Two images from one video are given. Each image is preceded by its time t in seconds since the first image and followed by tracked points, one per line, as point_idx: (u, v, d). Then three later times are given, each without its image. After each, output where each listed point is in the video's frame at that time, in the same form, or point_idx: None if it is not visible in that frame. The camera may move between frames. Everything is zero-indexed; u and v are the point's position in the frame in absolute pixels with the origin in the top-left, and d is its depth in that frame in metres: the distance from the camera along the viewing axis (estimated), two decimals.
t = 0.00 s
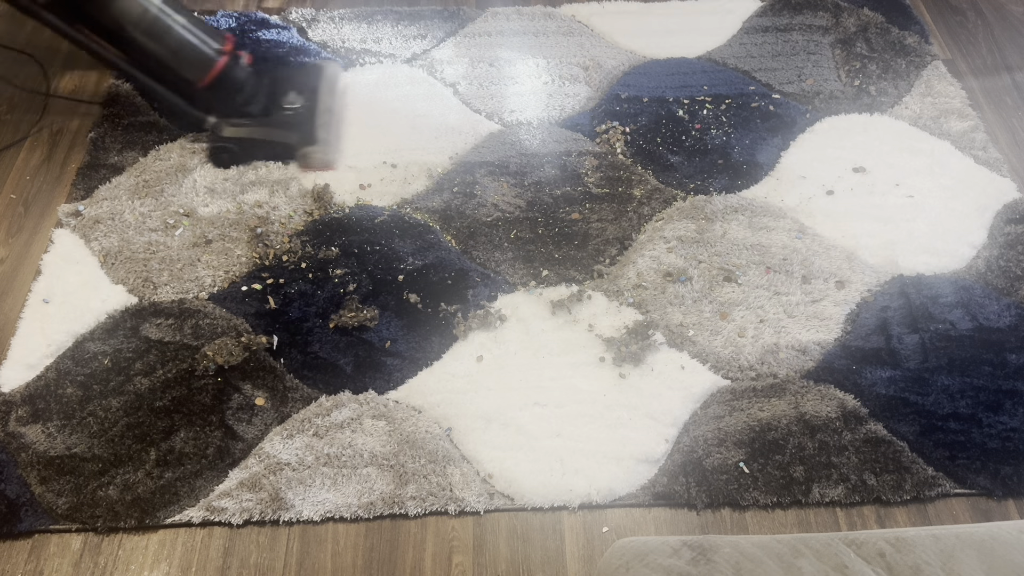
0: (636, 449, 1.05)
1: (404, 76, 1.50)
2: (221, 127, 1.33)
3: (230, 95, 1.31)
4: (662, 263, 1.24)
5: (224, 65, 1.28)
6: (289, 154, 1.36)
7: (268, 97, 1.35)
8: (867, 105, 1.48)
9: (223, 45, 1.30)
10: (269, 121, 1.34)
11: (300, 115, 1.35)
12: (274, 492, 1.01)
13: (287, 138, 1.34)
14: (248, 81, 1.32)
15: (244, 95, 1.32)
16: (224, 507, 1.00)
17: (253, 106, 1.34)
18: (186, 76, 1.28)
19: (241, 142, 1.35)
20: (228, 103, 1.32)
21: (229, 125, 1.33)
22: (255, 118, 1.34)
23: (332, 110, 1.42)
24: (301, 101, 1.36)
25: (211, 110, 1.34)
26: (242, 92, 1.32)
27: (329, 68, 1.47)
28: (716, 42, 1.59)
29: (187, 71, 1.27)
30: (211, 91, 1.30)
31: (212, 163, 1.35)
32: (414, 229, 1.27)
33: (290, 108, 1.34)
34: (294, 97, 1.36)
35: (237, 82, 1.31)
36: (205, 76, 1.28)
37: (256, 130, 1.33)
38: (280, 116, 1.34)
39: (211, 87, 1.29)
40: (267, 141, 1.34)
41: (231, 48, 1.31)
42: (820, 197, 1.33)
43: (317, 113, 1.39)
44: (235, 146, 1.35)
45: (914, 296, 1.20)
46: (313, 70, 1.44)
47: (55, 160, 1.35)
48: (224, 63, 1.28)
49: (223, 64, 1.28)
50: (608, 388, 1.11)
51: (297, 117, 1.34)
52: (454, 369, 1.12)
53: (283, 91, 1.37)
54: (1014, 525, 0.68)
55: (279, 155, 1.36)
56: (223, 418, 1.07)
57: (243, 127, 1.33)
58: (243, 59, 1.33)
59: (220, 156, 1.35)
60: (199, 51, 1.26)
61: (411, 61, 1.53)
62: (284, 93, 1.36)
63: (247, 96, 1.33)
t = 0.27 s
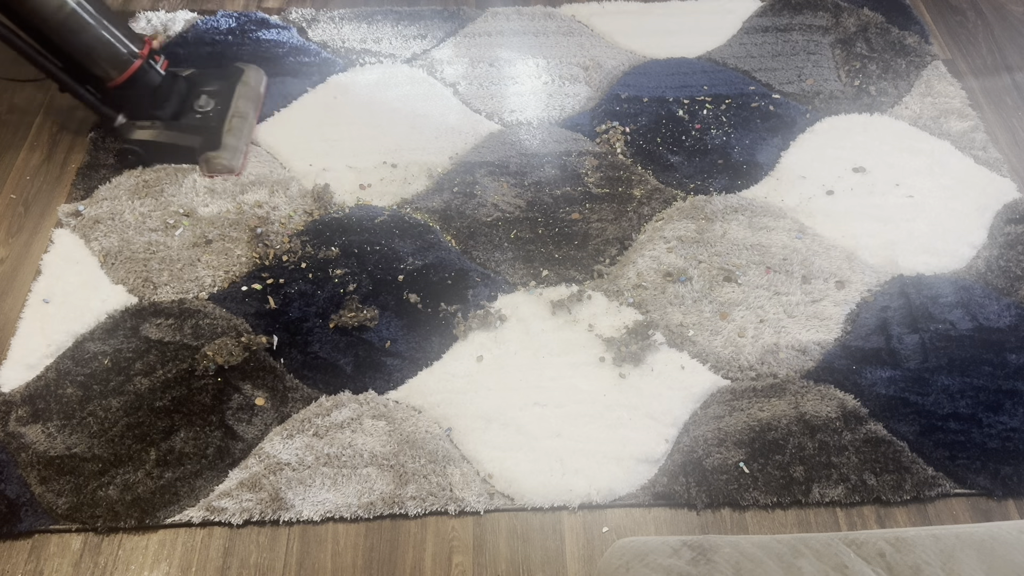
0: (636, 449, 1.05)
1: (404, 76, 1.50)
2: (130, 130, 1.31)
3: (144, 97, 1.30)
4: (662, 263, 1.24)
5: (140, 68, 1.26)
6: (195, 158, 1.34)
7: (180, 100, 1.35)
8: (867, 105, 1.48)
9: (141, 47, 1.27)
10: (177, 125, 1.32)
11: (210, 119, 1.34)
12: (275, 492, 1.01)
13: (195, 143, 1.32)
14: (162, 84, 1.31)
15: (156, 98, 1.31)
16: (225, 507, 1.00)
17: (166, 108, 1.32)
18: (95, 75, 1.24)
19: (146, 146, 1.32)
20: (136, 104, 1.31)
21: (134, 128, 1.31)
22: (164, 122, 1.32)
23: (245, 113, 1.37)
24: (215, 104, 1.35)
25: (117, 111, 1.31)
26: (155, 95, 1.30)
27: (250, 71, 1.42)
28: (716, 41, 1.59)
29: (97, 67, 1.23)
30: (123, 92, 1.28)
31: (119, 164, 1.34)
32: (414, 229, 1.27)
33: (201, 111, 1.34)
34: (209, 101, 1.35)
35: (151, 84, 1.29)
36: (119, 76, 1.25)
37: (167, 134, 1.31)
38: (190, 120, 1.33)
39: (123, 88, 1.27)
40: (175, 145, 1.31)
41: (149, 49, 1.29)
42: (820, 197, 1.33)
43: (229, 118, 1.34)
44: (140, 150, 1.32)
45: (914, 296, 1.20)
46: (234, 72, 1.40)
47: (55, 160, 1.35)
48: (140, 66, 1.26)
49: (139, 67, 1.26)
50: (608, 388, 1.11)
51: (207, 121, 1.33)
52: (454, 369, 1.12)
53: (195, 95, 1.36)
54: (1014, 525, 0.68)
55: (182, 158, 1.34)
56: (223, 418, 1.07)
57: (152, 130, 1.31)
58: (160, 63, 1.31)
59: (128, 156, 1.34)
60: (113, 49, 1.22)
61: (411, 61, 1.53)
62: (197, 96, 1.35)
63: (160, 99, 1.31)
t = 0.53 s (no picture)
0: (636, 449, 1.05)
1: (404, 76, 1.50)
2: (141, 131, 1.31)
3: (155, 99, 1.30)
4: (662, 263, 1.24)
5: (151, 70, 1.26)
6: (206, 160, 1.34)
7: (193, 103, 1.34)
8: (867, 105, 1.48)
9: (153, 49, 1.27)
10: (187, 127, 1.32)
11: (222, 122, 1.34)
12: (275, 492, 1.01)
13: (205, 145, 1.32)
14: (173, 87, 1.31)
15: (167, 100, 1.31)
16: (225, 507, 1.00)
17: (177, 110, 1.32)
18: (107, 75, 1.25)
19: (157, 147, 1.32)
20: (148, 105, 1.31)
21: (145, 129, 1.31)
22: (174, 123, 1.32)
23: (257, 116, 1.36)
24: (227, 107, 1.35)
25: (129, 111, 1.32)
26: (166, 98, 1.31)
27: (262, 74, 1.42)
28: (716, 41, 1.59)
29: (109, 67, 1.23)
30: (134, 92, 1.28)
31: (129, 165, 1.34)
32: (414, 229, 1.27)
33: (214, 114, 1.34)
34: (222, 104, 1.35)
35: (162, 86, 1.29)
36: (129, 77, 1.25)
37: (176, 136, 1.31)
38: (202, 123, 1.33)
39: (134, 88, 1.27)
40: (185, 147, 1.32)
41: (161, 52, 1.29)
42: (820, 197, 1.33)
43: (241, 121, 1.34)
44: (150, 151, 1.32)
45: (914, 296, 1.20)
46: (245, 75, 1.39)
47: (55, 160, 1.35)
48: (151, 68, 1.26)
49: (150, 69, 1.26)
50: (608, 388, 1.11)
51: (218, 124, 1.33)
52: (454, 369, 1.12)
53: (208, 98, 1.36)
54: (1014, 525, 0.67)
55: (192, 160, 1.34)
56: (223, 418, 1.07)
57: (163, 132, 1.31)
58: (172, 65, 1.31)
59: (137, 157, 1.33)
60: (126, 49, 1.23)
61: (411, 61, 1.53)
62: (210, 99, 1.35)
63: (171, 101, 1.32)
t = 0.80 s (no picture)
0: (636, 449, 1.05)
1: (404, 76, 1.50)
2: (148, 130, 1.31)
3: (161, 99, 1.30)
4: (662, 263, 1.24)
5: (155, 70, 1.26)
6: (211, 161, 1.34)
7: (199, 102, 1.34)
8: (866, 105, 1.48)
9: (157, 48, 1.27)
10: (193, 127, 1.32)
11: (228, 122, 1.34)
12: (275, 492, 1.01)
13: (210, 146, 1.32)
14: (179, 86, 1.31)
15: (172, 99, 1.31)
16: (225, 507, 1.00)
17: (183, 110, 1.32)
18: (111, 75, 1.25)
19: (163, 147, 1.32)
20: (152, 105, 1.31)
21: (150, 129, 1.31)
22: (181, 123, 1.32)
23: (263, 118, 1.37)
24: (234, 108, 1.35)
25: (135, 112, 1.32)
26: (171, 97, 1.30)
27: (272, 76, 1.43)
28: (716, 41, 1.59)
29: (114, 67, 1.23)
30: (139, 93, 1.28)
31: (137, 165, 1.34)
32: (414, 229, 1.27)
33: (220, 114, 1.34)
34: (229, 104, 1.35)
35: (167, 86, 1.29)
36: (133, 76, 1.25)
37: (183, 135, 1.31)
38: (208, 123, 1.33)
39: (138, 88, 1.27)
40: (190, 147, 1.31)
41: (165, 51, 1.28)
42: (820, 198, 1.33)
43: (248, 122, 1.35)
44: (156, 150, 1.32)
45: (914, 296, 1.20)
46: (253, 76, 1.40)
47: (55, 161, 1.35)
48: (155, 67, 1.26)
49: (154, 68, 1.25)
50: (608, 388, 1.11)
51: (223, 125, 1.34)
52: (454, 369, 1.12)
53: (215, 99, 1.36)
54: (1014, 525, 0.67)
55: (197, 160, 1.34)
56: (223, 418, 1.07)
57: (168, 131, 1.31)
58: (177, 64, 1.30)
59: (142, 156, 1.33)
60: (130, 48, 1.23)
61: (410, 61, 1.53)
62: (216, 100, 1.35)
63: (176, 100, 1.31)
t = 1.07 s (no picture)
0: (636, 450, 1.05)
1: (404, 76, 1.50)
2: (198, 132, 1.30)
3: (209, 102, 1.29)
4: (662, 263, 1.24)
5: (202, 72, 1.26)
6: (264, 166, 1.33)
7: (247, 106, 1.34)
8: (866, 105, 1.48)
9: (203, 51, 1.27)
10: (243, 130, 1.32)
11: (277, 127, 1.33)
12: (275, 492, 1.01)
13: (260, 150, 1.31)
14: (228, 89, 1.30)
15: (220, 100, 1.30)
16: (225, 507, 1.00)
17: (232, 113, 1.32)
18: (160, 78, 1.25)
19: (213, 150, 1.31)
20: (202, 109, 1.30)
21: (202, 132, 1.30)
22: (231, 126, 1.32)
23: (311, 124, 1.37)
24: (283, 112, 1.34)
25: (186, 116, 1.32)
26: (220, 100, 1.30)
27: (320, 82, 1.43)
28: (716, 41, 1.59)
29: (163, 69, 1.24)
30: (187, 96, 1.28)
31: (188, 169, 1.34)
32: (414, 229, 1.27)
33: (270, 119, 1.33)
34: (278, 109, 1.35)
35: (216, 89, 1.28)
36: (181, 78, 1.25)
37: (233, 138, 1.30)
38: (258, 127, 1.32)
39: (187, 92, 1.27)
40: (240, 151, 1.31)
41: (211, 54, 1.28)
42: (820, 198, 1.33)
43: (297, 128, 1.35)
44: (207, 154, 1.31)
45: (914, 296, 1.20)
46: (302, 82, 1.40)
47: (56, 161, 1.35)
48: (201, 70, 1.25)
49: (200, 71, 1.25)
50: (608, 388, 1.11)
51: (274, 129, 1.33)
52: (454, 368, 1.12)
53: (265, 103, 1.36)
54: (1014, 525, 0.68)
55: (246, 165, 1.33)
56: (223, 418, 1.07)
57: (218, 133, 1.30)
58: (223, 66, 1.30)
59: (192, 159, 1.32)
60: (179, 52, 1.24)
61: (411, 61, 1.53)
62: (266, 105, 1.35)
63: (225, 103, 1.31)
